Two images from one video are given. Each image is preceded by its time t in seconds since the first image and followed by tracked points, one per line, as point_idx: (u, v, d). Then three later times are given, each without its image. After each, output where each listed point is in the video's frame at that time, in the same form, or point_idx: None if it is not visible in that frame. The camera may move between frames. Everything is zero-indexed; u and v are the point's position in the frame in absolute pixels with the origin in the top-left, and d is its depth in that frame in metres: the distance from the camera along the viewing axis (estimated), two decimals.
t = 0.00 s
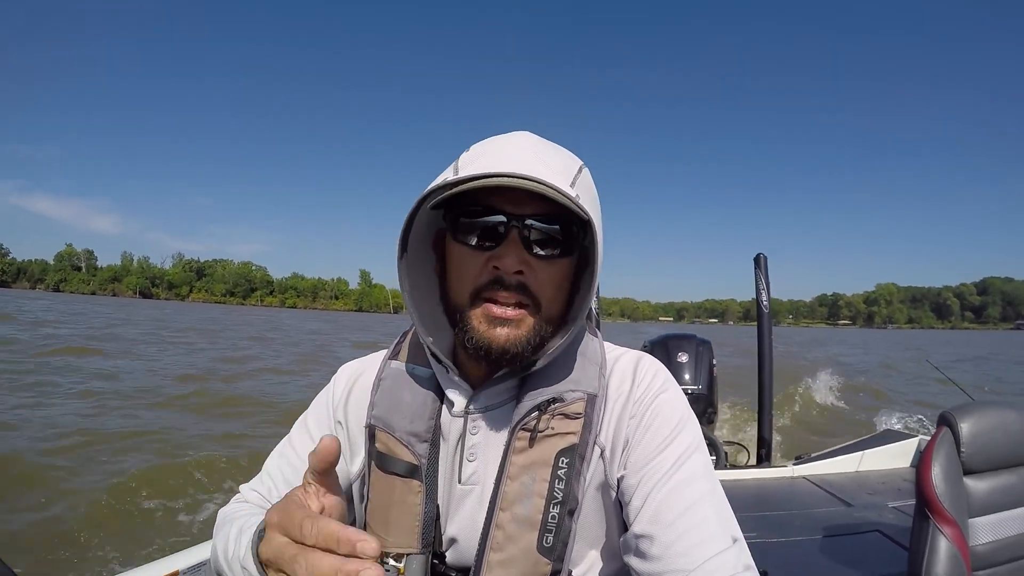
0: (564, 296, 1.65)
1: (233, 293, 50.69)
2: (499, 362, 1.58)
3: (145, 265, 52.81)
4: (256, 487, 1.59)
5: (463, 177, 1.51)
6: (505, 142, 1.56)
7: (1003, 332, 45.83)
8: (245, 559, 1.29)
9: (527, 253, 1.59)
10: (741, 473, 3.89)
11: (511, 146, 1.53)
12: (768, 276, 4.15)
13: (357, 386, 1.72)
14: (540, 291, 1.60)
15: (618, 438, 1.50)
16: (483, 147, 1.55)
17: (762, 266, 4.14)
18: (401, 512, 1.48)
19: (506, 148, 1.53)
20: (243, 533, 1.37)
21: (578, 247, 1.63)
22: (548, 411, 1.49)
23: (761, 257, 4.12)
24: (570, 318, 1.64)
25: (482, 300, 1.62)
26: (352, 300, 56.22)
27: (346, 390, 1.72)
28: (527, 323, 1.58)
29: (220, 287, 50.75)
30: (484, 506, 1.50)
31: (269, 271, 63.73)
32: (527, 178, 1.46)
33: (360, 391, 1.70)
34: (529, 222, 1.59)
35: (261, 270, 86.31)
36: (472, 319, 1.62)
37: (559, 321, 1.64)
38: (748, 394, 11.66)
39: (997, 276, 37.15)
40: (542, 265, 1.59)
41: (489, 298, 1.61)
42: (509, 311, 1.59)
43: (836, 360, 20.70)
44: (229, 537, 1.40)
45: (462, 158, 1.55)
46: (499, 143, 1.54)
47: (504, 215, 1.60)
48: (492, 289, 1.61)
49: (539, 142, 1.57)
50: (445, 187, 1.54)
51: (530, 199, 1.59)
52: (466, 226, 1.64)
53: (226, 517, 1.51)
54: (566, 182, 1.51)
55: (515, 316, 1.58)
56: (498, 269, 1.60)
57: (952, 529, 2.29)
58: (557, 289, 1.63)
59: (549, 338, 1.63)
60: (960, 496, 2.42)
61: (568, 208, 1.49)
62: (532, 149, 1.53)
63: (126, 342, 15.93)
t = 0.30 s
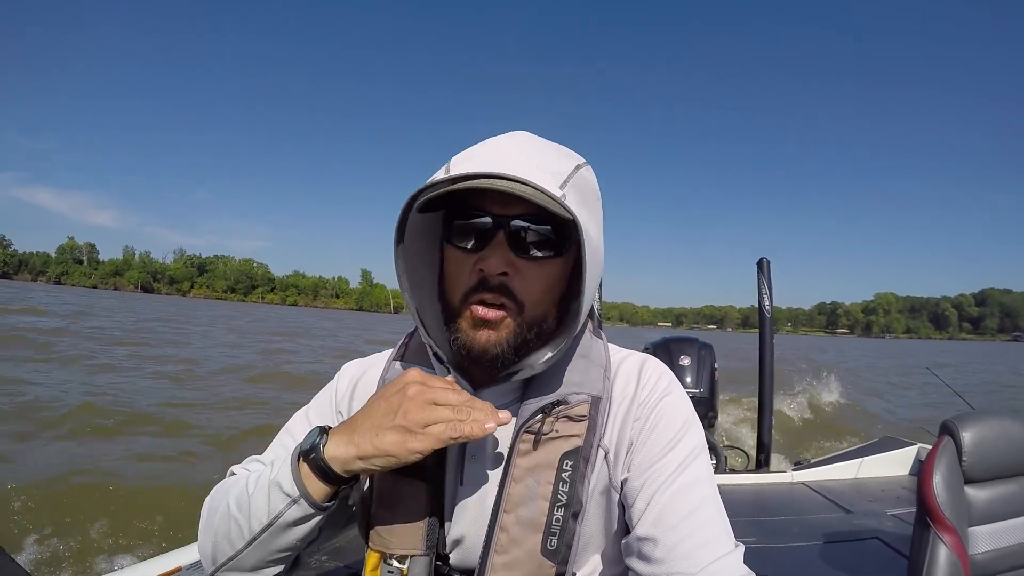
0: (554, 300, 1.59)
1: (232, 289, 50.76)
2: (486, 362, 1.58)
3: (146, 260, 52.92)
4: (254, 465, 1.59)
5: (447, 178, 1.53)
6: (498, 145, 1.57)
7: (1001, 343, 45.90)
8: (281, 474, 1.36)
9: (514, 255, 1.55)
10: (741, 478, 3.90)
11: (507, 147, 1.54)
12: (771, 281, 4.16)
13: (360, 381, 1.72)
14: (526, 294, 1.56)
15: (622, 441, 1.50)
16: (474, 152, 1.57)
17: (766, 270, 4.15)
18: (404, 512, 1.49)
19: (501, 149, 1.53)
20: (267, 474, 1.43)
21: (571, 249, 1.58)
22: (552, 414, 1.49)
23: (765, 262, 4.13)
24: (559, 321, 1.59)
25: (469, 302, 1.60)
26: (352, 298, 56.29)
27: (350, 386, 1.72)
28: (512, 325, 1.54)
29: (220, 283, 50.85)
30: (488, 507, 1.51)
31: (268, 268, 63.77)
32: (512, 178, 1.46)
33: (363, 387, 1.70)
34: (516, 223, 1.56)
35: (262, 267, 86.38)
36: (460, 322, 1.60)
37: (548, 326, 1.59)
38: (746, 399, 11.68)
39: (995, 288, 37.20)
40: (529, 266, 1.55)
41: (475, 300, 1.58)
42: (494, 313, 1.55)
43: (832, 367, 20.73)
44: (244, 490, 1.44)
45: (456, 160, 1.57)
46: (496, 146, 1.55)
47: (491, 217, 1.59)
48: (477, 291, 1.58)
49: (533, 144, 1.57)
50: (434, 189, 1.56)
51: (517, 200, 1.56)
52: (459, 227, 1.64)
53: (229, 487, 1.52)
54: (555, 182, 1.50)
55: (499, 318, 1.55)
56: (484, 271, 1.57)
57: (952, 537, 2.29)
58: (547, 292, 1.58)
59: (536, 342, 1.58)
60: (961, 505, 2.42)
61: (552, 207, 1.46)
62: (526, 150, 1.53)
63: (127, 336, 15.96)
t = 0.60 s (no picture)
0: (535, 292, 1.58)
1: (232, 285, 50.83)
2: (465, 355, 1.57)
3: (147, 254, 52.98)
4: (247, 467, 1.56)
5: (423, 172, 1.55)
6: (480, 140, 1.57)
7: (1000, 340, 45.95)
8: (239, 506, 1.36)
9: (489, 246, 1.55)
10: (740, 481, 3.90)
11: (491, 141, 1.55)
12: (773, 285, 4.15)
13: (356, 377, 1.71)
14: (503, 285, 1.55)
15: (619, 438, 1.50)
16: (458, 148, 1.58)
17: (768, 274, 4.14)
18: (401, 509, 1.49)
19: (486, 144, 1.55)
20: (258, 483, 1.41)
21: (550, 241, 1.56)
22: (548, 410, 1.49)
23: (767, 266, 4.12)
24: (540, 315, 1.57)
25: (448, 293, 1.61)
26: (353, 294, 56.35)
27: (345, 382, 1.71)
28: (488, 316, 1.54)
29: (221, 279, 50.93)
30: (483, 503, 1.50)
31: (268, 264, 63.87)
32: (483, 169, 1.47)
33: (358, 383, 1.70)
34: (492, 214, 1.56)
35: (261, 262, 86.37)
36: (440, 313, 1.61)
37: (527, 318, 1.57)
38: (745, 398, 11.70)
39: (995, 286, 37.23)
40: (506, 258, 1.54)
41: (453, 292, 1.59)
42: (469, 304, 1.56)
43: (829, 365, 20.79)
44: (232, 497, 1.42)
45: (441, 156, 1.59)
46: (482, 140, 1.56)
47: (468, 210, 1.59)
48: (455, 282, 1.59)
49: (516, 139, 1.56)
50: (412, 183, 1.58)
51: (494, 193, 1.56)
52: (442, 222, 1.65)
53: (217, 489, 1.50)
54: (531, 175, 1.49)
55: (475, 308, 1.55)
56: (462, 263, 1.58)
57: (949, 542, 2.29)
58: (526, 284, 1.56)
59: (515, 334, 1.57)
60: (959, 509, 2.42)
61: (520, 197, 1.45)
62: (509, 144, 1.54)
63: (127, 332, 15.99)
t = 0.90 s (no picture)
0: (534, 289, 1.58)
1: (234, 291, 51.00)
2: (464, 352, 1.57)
3: (149, 261, 53.11)
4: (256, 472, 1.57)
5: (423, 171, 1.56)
6: (479, 141, 1.58)
7: (1002, 339, 45.87)
8: (245, 527, 1.34)
9: (488, 243, 1.55)
10: (743, 483, 3.89)
11: (490, 142, 1.56)
12: (776, 287, 4.15)
13: (360, 378, 1.71)
14: (502, 282, 1.55)
15: (622, 438, 1.49)
16: (458, 148, 1.59)
17: (771, 276, 4.14)
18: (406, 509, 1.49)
19: (485, 145, 1.56)
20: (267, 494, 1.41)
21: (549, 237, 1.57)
22: (550, 410, 1.49)
23: (770, 268, 4.11)
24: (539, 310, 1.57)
25: (448, 290, 1.61)
26: (354, 299, 56.45)
27: (350, 382, 1.72)
28: (487, 313, 1.55)
29: (224, 285, 51.06)
30: (486, 502, 1.50)
31: (269, 269, 64.00)
32: (481, 167, 1.48)
33: (363, 384, 1.70)
34: (491, 211, 1.57)
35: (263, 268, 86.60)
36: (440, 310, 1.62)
37: (527, 315, 1.57)
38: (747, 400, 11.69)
39: (995, 285, 37.20)
40: (505, 254, 1.55)
41: (452, 289, 1.60)
42: (469, 300, 1.56)
43: (830, 365, 20.75)
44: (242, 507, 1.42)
45: (441, 158, 1.61)
46: (481, 142, 1.57)
47: (468, 208, 1.60)
48: (455, 279, 1.59)
49: (515, 138, 1.57)
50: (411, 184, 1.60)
51: (493, 191, 1.57)
52: (442, 221, 1.66)
53: (226, 496, 1.51)
54: (528, 174, 1.50)
55: (473, 305, 1.55)
56: (461, 260, 1.58)
57: (953, 545, 2.28)
58: (525, 281, 1.57)
59: (515, 331, 1.57)
60: (963, 512, 2.41)
61: (518, 193, 1.46)
62: (508, 143, 1.55)
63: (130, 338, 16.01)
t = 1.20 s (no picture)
0: (537, 289, 1.58)
1: (232, 291, 51.00)
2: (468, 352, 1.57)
3: (147, 260, 53.09)
4: (256, 469, 1.58)
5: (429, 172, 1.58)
6: (485, 140, 1.59)
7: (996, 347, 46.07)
8: (265, 515, 1.35)
9: (493, 243, 1.56)
10: (741, 483, 3.89)
11: (496, 143, 1.57)
12: (773, 287, 4.16)
13: (362, 378, 1.71)
14: (506, 282, 1.56)
15: (624, 441, 1.50)
16: (464, 147, 1.61)
17: (768, 277, 4.15)
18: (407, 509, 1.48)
19: (490, 145, 1.56)
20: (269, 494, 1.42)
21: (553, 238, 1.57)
22: (553, 412, 1.49)
23: (767, 267, 4.13)
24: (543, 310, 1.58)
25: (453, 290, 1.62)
26: (352, 301, 56.48)
27: (352, 382, 1.72)
28: (491, 313, 1.55)
29: (221, 285, 51.03)
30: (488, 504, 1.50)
31: (268, 270, 64.00)
32: (488, 166, 1.49)
33: (365, 384, 1.69)
34: (496, 211, 1.57)
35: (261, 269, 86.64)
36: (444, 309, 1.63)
37: (530, 315, 1.58)
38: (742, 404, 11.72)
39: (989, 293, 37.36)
40: (510, 254, 1.55)
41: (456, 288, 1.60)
42: (472, 300, 1.56)
43: (823, 370, 20.83)
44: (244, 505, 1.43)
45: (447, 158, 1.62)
46: (487, 142, 1.58)
47: (474, 208, 1.61)
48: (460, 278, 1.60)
49: (520, 138, 1.58)
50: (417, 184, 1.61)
51: (499, 190, 1.57)
52: (447, 221, 1.67)
53: (229, 492, 1.53)
54: (533, 174, 1.51)
55: (475, 304, 1.56)
56: (466, 260, 1.59)
57: (950, 544, 2.28)
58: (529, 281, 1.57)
59: (518, 332, 1.57)
60: (960, 512, 2.42)
61: (524, 192, 1.47)
62: (514, 144, 1.55)
63: (128, 337, 16.01)
